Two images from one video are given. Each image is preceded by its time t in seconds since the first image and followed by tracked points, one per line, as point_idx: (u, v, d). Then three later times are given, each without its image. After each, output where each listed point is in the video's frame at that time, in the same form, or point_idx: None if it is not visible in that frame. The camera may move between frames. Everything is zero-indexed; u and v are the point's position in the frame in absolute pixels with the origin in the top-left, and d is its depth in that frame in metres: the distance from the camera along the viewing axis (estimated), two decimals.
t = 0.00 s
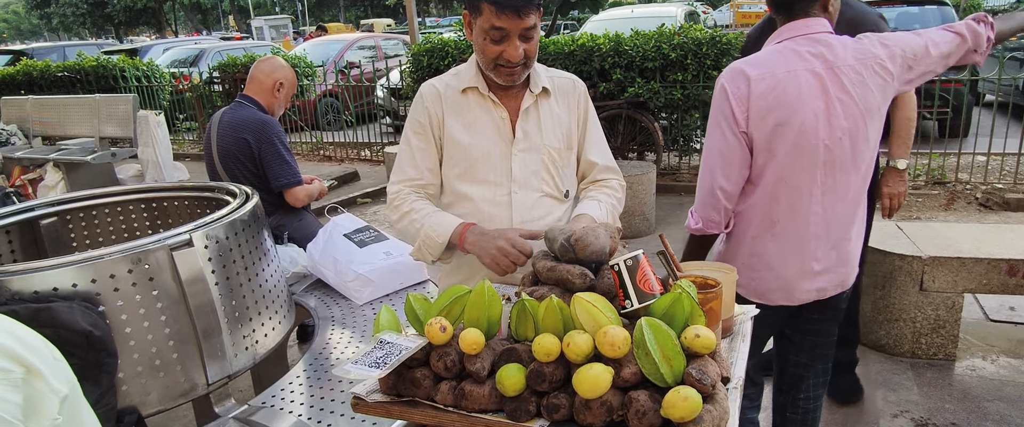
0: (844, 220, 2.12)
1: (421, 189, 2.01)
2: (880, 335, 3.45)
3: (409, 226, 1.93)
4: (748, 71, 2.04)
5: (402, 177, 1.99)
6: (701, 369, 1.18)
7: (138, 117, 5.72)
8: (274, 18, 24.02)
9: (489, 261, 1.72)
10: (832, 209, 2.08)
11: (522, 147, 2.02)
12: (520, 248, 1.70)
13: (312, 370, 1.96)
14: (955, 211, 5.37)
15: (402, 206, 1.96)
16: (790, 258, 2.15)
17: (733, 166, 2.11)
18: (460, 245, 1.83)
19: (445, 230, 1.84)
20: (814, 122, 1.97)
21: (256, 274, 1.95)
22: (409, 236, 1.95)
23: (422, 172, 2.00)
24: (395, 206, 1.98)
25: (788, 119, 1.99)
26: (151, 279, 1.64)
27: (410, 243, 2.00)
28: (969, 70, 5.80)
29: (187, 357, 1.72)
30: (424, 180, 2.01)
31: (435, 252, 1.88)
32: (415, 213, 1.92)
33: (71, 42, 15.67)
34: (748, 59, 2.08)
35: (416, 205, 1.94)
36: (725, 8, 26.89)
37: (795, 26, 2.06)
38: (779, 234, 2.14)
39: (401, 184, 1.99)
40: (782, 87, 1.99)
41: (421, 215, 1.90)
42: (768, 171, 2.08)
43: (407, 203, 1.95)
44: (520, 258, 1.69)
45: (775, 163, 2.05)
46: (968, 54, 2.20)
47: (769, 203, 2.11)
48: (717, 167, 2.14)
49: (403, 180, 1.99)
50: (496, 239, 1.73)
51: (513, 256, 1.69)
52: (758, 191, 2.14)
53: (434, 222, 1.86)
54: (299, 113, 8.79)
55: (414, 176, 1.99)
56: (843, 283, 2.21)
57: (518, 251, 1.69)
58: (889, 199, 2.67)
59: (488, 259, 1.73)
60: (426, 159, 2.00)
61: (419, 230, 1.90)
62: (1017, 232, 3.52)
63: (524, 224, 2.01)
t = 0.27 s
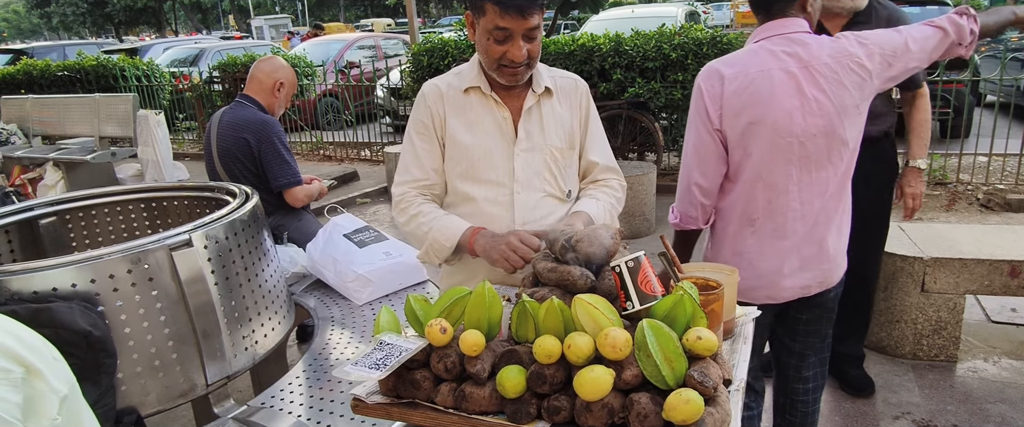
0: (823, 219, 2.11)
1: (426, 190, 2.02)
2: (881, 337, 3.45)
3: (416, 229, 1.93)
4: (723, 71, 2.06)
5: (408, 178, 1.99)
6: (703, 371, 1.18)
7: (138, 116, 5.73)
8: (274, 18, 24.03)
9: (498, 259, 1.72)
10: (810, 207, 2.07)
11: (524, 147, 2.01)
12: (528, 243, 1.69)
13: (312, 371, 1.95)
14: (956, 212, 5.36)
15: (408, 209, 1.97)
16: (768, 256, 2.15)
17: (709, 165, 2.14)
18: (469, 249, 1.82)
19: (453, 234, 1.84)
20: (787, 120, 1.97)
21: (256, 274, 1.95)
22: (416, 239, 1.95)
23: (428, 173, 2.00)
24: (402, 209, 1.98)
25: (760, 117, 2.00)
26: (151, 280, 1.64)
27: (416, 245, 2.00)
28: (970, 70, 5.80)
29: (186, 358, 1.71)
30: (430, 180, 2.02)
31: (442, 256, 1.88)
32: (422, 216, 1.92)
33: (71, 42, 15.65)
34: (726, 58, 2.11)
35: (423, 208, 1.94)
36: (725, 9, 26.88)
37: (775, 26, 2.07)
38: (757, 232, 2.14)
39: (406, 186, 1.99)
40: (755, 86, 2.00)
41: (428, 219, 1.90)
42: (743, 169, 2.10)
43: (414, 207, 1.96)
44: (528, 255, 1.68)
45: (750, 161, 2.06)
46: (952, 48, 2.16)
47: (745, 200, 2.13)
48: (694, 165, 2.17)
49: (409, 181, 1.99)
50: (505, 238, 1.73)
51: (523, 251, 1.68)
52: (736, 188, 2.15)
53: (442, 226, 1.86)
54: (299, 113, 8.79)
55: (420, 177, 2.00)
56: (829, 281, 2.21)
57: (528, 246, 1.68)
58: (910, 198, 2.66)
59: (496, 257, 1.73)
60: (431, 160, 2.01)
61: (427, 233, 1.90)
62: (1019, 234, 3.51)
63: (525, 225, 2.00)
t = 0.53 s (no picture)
0: (816, 221, 2.11)
1: (422, 190, 2.02)
2: (879, 338, 3.45)
3: (411, 226, 1.94)
4: (713, 75, 2.08)
5: (405, 177, 1.99)
6: (702, 373, 1.18)
7: (136, 116, 5.71)
8: (273, 18, 24.02)
9: (488, 259, 1.71)
10: (803, 209, 2.08)
11: (525, 148, 2.01)
12: (516, 246, 1.69)
13: (311, 371, 1.95)
14: (955, 213, 5.37)
15: (403, 206, 1.97)
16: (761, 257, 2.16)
17: (702, 169, 2.15)
18: (460, 245, 1.82)
19: (445, 230, 1.84)
20: (776, 122, 1.99)
21: (255, 275, 1.95)
22: (411, 237, 1.96)
23: (426, 172, 2.00)
24: (397, 206, 1.98)
25: (750, 120, 2.02)
26: (150, 280, 1.64)
27: (412, 243, 2.00)
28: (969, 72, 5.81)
29: (184, 358, 1.71)
30: (427, 180, 2.01)
31: (434, 253, 1.88)
32: (417, 213, 1.92)
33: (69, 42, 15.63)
34: (716, 63, 2.13)
35: (418, 205, 1.95)
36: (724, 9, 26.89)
37: (761, 30, 2.10)
38: (750, 234, 2.15)
39: (403, 184, 1.99)
40: (743, 89, 2.03)
41: (423, 215, 1.91)
42: (736, 172, 2.11)
43: (409, 204, 1.96)
44: (518, 256, 1.68)
45: (742, 163, 2.08)
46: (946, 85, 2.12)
47: (738, 202, 2.14)
48: (687, 170, 2.17)
49: (407, 180, 1.99)
50: (495, 237, 1.72)
51: (510, 255, 1.69)
52: (728, 190, 2.16)
53: (435, 223, 1.86)
54: (297, 113, 8.79)
55: (418, 176, 1.99)
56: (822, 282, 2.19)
57: (515, 249, 1.68)
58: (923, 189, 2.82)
59: (486, 257, 1.73)
60: (429, 160, 2.00)
61: (420, 229, 1.90)
62: (1017, 235, 3.51)
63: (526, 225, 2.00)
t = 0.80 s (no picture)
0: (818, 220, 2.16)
1: (428, 189, 2.03)
2: (875, 338, 3.47)
3: (417, 226, 1.94)
4: (725, 77, 2.07)
5: (410, 176, 2.01)
6: (698, 374, 1.18)
7: (133, 117, 5.70)
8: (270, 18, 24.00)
9: (494, 261, 1.72)
10: (808, 210, 2.12)
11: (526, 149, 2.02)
12: (522, 248, 1.69)
13: (308, 372, 1.95)
14: (950, 214, 5.39)
15: (409, 206, 1.98)
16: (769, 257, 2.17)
17: (717, 172, 2.11)
18: (466, 247, 1.83)
19: (450, 231, 1.84)
20: (787, 123, 2.02)
21: (252, 276, 1.95)
22: (416, 237, 1.97)
23: (431, 172, 2.02)
24: (403, 206, 1.99)
25: (765, 120, 2.03)
26: (147, 281, 1.64)
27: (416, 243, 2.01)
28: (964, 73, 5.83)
29: (181, 359, 1.71)
30: (432, 179, 2.03)
31: (440, 253, 1.88)
32: (422, 213, 1.93)
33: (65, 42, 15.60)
34: (721, 66, 2.13)
35: (423, 205, 1.95)
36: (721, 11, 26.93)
37: (755, 34, 2.14)
38: (758, 235, 2.16)
39: (408, 184, 2.01)
40: (755, 90, 2.04)
41: (429, 216, 1.91)
42: (748, 174, 2.11)
43: (414, 204, 1.97)
44: (522, 258, 1.68)
45: (754, 164, 2.08)
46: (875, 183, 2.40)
47: (749, 203, 2.14)
48: (702, 174, 2.13)
49: (411, 179, 2.01)
50: (502, 239, 1.73)
51: (516, 256, 1.69)
52: (738, 192, 2.15)
53: (441, 224, 1.86)
54: (295, 114, 8.79)
55: (422, 175, 2.01)
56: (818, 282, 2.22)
57: (520, 250, 1.69)
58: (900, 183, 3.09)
59: (492, 258, 1.74)
60: (434, 159, 2.02)
61: (426, 230, 1.91)
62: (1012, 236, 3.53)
63: (526, 227, 2.01)
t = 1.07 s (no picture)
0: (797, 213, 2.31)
1: (429, 187, 2.02)
2: (870, 338, 3.48)
3: (414, 223, 1.94)
4: (722, 79, 2.12)
5: (412, 173, 2.01)
6: (692, 374, 1.19)
7: (129, 117, 5.69)
8: (267, 18, 23.97)
9: (492, 260, 1.72)
10: (795, 204, 2.25)
11: (530, 150, 2.02)
12: (522, 250, 1.68)
13: (304, 372, 1.95)
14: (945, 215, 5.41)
15: (408, 203, 1.97)
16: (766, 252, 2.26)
17: (726, 174, 2.15)
18: (461, 245, 1.83)
19: (447, 228, 1.85)
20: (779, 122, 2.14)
21: (248, 276, 1.95)
22: (413, 234, 1.96)
23: (432, 170, 2.01)
24: (402, 202, 1.99)
25: (764, 119, 2.11)
26: (142, 281, 1.63)
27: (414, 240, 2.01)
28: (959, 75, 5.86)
29: (177, 360, 1.71)
30: (433, 177, 2.02)
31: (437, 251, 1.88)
32: (420, 210, 1.93)
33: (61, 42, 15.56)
34: (706, 70, 2.19)
35: (422, 202, 1.95)
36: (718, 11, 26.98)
37: (721, 41, 2.28)
38: (758, 233, 2.23)
39: (409, 180, 2.00)
40: (754, 91, 2.12)
41: (426, 213, 1.91)
42: (749, 173, 2.17)
43: (413, 200, 1.96)
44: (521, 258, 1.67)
45: (757, 163, 2.15)
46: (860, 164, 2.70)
47: (751, 203, 2.20)
48: (712, 175, 2.14)
49: (413, 176, 2.00)
50: (500, 241, 1.72)
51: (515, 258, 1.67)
52: (740, 193, 2.20)
53: (437, 221, 1.87)
54: (291, 114, 8.79)
55: (424, 173, 2.00)
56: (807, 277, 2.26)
57: (519, 250, 1.67)
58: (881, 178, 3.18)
59: (491, 259, 1.73)
60: (437, 157, 2.02)
61: (423, 227, 1.91)
62: (1006, 237, 3.55)
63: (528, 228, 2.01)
